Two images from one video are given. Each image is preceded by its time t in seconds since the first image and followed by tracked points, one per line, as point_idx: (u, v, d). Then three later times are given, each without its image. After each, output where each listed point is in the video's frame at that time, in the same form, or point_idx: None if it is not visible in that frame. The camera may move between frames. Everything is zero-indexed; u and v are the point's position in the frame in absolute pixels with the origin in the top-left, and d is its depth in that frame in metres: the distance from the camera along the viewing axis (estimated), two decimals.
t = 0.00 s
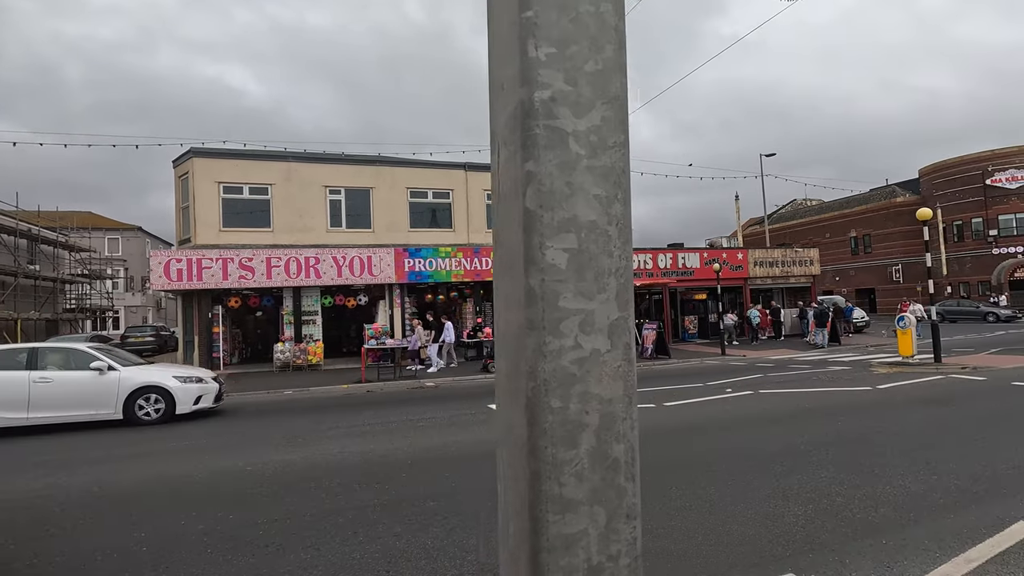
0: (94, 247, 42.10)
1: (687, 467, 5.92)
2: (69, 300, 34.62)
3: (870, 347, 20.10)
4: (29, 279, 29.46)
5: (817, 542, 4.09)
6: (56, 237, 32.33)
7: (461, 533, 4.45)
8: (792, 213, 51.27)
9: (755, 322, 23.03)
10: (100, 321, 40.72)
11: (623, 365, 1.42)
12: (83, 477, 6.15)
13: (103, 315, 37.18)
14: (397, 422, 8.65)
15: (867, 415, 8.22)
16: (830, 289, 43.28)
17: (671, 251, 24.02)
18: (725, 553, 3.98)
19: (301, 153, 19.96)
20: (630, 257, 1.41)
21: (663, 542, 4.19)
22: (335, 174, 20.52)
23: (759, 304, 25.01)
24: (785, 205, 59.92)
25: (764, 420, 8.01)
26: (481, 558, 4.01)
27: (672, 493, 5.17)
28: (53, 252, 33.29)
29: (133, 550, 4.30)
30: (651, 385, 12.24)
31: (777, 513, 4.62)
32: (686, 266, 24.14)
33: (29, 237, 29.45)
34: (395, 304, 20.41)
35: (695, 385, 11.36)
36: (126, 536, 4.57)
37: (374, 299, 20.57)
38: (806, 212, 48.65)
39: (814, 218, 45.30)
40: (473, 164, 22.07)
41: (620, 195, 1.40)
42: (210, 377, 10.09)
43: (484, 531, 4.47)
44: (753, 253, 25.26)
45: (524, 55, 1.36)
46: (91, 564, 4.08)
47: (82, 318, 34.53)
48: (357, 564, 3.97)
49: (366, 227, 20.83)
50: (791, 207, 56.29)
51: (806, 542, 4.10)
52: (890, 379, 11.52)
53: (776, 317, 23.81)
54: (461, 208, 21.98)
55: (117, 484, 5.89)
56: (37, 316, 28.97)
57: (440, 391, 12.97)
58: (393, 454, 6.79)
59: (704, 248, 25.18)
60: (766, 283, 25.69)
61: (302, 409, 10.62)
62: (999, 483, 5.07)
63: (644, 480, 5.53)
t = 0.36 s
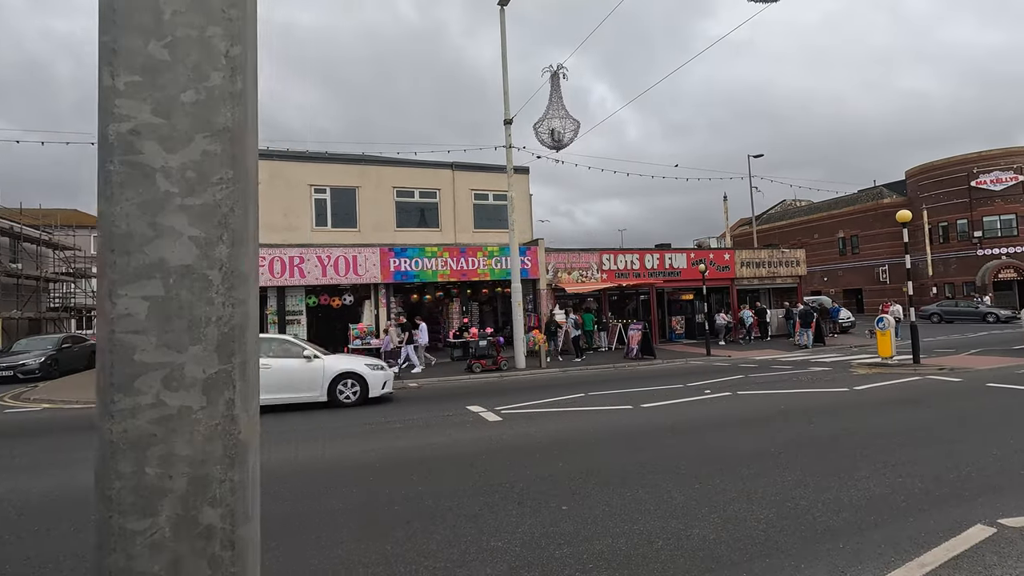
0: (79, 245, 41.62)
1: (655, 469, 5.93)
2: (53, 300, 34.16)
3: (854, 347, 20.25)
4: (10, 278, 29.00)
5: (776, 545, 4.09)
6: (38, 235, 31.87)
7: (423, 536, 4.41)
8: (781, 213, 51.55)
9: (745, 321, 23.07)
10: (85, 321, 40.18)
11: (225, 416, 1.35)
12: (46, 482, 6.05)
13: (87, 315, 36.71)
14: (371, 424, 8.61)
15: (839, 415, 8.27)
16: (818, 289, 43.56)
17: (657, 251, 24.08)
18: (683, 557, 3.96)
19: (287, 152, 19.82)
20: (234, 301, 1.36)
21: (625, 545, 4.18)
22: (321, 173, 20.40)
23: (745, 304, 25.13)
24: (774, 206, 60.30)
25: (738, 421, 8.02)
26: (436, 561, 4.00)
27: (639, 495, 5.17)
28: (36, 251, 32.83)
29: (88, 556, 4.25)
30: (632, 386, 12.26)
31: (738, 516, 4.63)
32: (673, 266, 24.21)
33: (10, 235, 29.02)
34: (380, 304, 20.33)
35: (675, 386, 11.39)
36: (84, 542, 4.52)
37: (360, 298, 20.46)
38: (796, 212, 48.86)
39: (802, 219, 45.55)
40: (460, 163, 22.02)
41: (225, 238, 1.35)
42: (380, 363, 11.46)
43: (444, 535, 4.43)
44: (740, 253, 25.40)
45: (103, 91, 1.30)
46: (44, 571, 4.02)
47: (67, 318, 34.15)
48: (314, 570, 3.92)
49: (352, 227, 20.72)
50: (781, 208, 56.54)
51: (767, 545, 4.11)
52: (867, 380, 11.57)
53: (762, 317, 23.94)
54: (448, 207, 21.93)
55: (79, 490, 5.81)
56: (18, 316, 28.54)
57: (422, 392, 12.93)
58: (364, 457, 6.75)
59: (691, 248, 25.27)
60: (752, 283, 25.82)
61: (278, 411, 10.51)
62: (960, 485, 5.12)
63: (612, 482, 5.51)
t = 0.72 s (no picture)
0: (64, 244, 41.06)
1: (631, 472, 5.84)
2: (36, 300, 33.65)
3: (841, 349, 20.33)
4: None
5: (745, 550, 4.02)
6: (22, 235, 31.41)
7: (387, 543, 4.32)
8: (771, 215, 51.83)
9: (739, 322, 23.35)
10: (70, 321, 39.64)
11: None
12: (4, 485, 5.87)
13: (72, 315, 36.20)
14: (348, 427, 8.47)
15: (820, 416, 8.23)
16: (807, 291, 43.80)
17: (646, 253, 24.06)
18: (650, 562, 3.89)
19: (273, 150, 19.62)
20: None
21: (592, 551, 4.09)
22: (307, 172, 20.21)
23: (734, 306, 25.18)
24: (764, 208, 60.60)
25: (719, 423, 7.97)
26: (398, 568, 3.90)
27: (612, 498, 5.09)
28: (19, 250, 32.33)
29: (39, 563, 4.10)
30: (617, 387, 12.20)
31: (710, 520, 4.57)
32: (662, 267, 24.21)
33: None
34: (367, 304, 20.15)
35: (659, 387, 11.33)
36: (35, 547, 4.36)
37: (346, 299, 20.28)
38: (786, 214, 49.13)
39: (792, 220, 45.79)
40: (448, 163, 21.90)
41: None
42: (525, 353, 12.62)
43: (409, 541, 4.33)
44: (728, 255, 25.46)
45: None
46: None
47: (50, 318, 33.65)
48: None
49: (338, 227, 20.55)
50: (771, 209, 56.87)
51: (737, 549, 4.05)
52: (851, 382, 11.57)
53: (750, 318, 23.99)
54: (436, 208, 21.80)
55: (37, 493, 5.62)
56: None
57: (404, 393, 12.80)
58: (337, 459, 6.62)
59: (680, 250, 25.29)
60: (741, 285, 25.88)
61: (255, 413, 10.32)
62: (934, 488, 5.08)
63: (586, 486, 5.42)
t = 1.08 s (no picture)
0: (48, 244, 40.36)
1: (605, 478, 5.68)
2: (18, 300, 33.00)
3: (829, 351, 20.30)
4: None
5: (715, 562, 3.88)
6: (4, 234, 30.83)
7: (347, 554, 4.16)
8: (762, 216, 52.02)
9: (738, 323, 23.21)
10: (53, 322, 38.95)
11: None
12: None
13: (56, 316, 35.56)
14: (322, 431, 8.26)
15: (803, 420, 8.11)
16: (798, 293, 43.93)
17: (636, 254, 23.97)
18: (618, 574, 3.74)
19: (257, 149, 19.35)
20: None
21: (558, 563, 3.94)
22: (292, 171, 19.95)
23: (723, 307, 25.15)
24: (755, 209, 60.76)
25: (701, 426, 7.83)
26: None
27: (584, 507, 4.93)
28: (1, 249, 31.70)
29: None
30: (601, 390, 12.05)
31: (683, 529, 4.42)
32: (651, 269, 24.11)
33: None
34: (353, 305, 19.89)
35: (644, 390, 11.19)
36: None
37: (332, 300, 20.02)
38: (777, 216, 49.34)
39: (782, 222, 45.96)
40: (436, 163, 21.70)
41: None
42: (644, 346, 14.11)
43: (369, 554, 4.15)
44: (717, 256, 25.40)
45: None
46: None
47: (33, 319, 33.01)
48: None
49: (324, 227, 20.30)
50: (763, 211, 57.12)
51: (707, 559, 3.91)
52: (837, 384, 11.49)
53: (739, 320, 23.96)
54: (423, 208, 21.59)
55: None
56: None
57: (386, 396, 12.57)
58: (305, 465, 6.40)
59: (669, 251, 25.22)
60: (730, 287, 25.86)
61: (228, 417, 10.04)
62: (914, 495, 4.96)
63: (559, 493, 5.27)
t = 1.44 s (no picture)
0: (33, 243, 39.73)
1: (585, 485, 5.56)
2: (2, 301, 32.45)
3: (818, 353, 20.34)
4: None
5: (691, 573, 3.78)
6: None
7: (313, 567, 4.03)
8: (754, 218, 52.11)
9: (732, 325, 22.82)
10: (38, 322, 38.34)
11: None
12: None
13: (40, 316, 35.01)
14: (300, 436, 8.11)
15: (786, 425, 8.04)
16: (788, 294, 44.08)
17: (626, 255, 23.91)
18: None
19: (243, 149, 19.11)
20: None
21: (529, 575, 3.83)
22: (279, 171, 19.73)
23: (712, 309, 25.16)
24: (747, 211, 60.90)
25: (684, 431, 7.74)
26: None
27: (561, 516, 4.81)
28: None
29: None
30: (587, 393, 11.95)
31: (659, 538, 4.33)
32: (641, 270, 24.06)
33: None
34: (340, 307, 19.69)
35: (630, 393, 11.08)
36: None
37: (318, 301, 19.82)
38: (768, 217, 49.48)
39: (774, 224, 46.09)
40: (425, 164, 21.55)
41: None
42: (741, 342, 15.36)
43: (336, 566, 4.03)
44: (707, 258, 25.39)
45: None
46: None
47: (16, 320, 32.47)
48: None
49: (312, 228, 20.10)
50: (755, 213, 57.24)
51: (683, 571, 3.81)
52: (823, 387, 11.48)
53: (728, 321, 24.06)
54: (412, 209, 21.43)
55: None
56: None
57: (371, 399, 12.41)
58: (277, 472, 6.24)
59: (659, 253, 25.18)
60: (720, 288, 25.88)
61: (206, 421, 9.85)
62: (895, 502, 4.89)
63: (538, 501, 5.15)
